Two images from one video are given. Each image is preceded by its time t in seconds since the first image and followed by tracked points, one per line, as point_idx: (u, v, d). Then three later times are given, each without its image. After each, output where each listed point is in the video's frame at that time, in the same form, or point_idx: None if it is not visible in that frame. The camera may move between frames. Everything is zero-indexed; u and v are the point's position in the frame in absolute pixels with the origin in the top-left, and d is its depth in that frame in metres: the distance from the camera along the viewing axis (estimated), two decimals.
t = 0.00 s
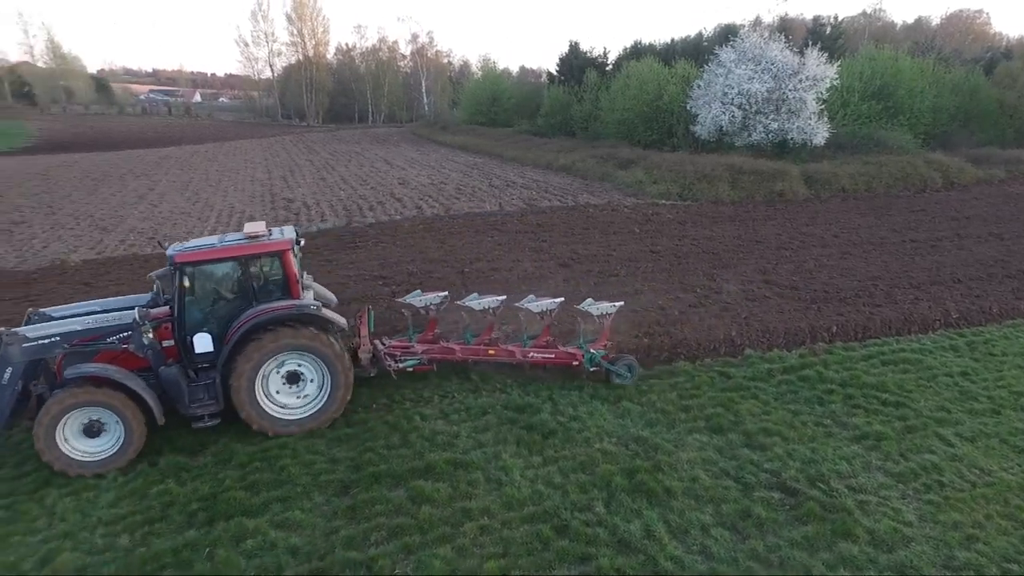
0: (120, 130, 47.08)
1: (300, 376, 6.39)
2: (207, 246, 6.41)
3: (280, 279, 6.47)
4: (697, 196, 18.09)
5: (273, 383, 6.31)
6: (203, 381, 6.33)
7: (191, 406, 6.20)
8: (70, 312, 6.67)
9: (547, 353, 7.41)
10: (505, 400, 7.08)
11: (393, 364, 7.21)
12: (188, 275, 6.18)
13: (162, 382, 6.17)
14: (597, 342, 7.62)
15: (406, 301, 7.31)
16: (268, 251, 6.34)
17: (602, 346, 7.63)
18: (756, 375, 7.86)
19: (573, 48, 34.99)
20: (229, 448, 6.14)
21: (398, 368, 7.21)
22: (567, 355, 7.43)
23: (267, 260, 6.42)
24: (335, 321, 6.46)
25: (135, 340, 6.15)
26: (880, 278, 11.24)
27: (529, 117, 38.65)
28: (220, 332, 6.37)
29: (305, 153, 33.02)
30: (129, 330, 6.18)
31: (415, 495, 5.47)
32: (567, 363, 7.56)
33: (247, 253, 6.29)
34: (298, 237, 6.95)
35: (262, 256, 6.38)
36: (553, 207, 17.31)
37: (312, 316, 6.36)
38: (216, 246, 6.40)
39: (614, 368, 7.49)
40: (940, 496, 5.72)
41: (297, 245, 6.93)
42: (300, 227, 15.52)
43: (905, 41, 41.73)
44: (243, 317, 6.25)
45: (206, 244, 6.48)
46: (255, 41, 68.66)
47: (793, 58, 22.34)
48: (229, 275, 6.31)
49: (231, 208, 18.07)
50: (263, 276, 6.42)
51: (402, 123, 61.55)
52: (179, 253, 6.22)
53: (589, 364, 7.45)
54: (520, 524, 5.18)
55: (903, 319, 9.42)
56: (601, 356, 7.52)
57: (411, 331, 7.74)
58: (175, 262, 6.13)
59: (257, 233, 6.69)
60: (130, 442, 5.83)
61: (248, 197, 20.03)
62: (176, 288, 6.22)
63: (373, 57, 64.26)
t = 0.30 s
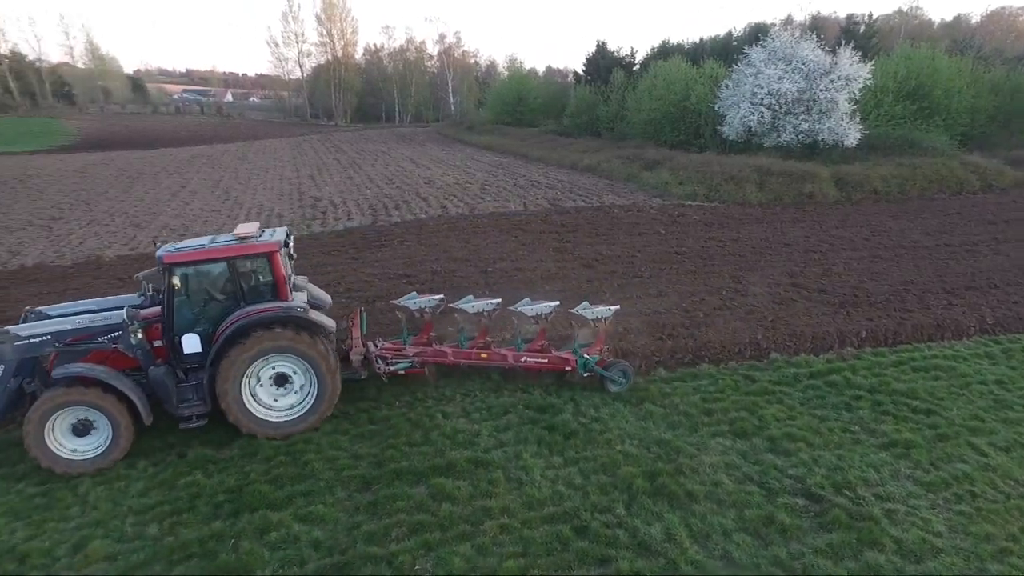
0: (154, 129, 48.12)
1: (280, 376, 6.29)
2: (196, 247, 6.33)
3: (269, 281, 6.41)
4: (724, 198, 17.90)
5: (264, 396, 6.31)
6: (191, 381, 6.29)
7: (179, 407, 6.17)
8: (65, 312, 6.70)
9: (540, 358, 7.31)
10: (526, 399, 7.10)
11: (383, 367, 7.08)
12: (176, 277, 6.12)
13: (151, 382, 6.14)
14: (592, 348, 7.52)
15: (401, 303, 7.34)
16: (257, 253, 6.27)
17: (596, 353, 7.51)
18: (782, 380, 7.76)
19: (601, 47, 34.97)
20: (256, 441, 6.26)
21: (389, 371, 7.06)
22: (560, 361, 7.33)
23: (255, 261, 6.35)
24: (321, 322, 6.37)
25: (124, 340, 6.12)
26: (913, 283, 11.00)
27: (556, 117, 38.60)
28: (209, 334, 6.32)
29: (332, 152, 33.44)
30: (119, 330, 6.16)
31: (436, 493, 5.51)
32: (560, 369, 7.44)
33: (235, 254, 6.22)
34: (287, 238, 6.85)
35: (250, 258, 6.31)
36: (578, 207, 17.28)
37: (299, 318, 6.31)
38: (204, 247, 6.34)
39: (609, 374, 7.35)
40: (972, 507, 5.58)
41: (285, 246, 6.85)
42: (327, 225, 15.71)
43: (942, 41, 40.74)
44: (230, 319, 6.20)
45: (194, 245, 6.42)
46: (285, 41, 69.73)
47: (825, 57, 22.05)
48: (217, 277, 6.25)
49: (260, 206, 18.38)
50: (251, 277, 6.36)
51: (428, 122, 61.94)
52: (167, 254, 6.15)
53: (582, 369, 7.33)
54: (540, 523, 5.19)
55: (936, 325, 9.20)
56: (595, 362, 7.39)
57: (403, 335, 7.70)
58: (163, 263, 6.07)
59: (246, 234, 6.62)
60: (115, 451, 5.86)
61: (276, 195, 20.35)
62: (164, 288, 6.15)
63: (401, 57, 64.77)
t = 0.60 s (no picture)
0: (185, 128, 49.02)
1: (259, 381, 6.27)
2: (183, 250, 6.35)
3: (254, 284, 6.40)
4: (749, 199, 17.68)
5: (263, 402, 6.35)
6: (179, 384, 6.34)
7: (167, 408, 6.23)
8: (60, 311, 6.79)
9: (531, 363, 7.14)
10: (547, 401, 7.10)
11: (373, 369, 6.97)
12: (161, 280, 6.15)
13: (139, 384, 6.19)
14: (585, 352, 7.25)
15: (391, 305, 7.15)
16: (241, 257, 6.26)
17: (588, 356, 7.25)
18: (807, 385, 7.65)
19: (626, 47, 34.85)
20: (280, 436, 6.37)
21: (378, 374, 6.98)
22: (551, 365, 7.13)
23: (240, 265, 6.35)
24: (303, 324, 6.34)
25: (114, 342, 6.21)
26: (945, 288, 10.76)
27: (580, 117, 38.51)
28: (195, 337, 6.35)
29: (358, 152, 33.78)
30: (109, 332, 6.24)
31: (456, 491, 5.54)
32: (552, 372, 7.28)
33: (220, 258, 6.23)
34: (275, 240, 6.84)
35: (236, 262, 6.30)
36: (601, 208, 17.22)
37: (283, 322, 6.27)
38: (190, 250, 6.36)
39: (602, 380, 7.16)
40: (1003, 518, 5.44)
41: (273, 248, 6.83)
42: (353, 224, 15.89)
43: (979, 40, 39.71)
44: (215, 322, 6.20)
45: (182, 248, 6.45)
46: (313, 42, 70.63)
47: (856, 57, 21.64)
48: (201, 280, 6.27)
49: (287, 205, 18.65)
50: (236, 280, 6.36)
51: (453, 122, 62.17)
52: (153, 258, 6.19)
53: (573, 375, 7.12)
54: (559, 525, 5.19)
55: (969, 332, 8.99)
56: (587, 367, 7.16)
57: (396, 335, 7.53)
58: (149, 267, 6.10)
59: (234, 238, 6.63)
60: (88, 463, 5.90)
61: (303, 194, 20.63)
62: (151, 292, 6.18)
63: (426, 58, 65.16)
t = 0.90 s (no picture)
0: (214, 127, 49.86)
1: (242, 386, 6.29)
2: (173, 252, 6.40)
3: (243, 286, 6.43)
4: (775, 202, 17.45)
5: (259, 401, 6.40)
6: (169, 384, 6.36)
7: (155, 408, 6.25)
8: (55, 310, 6.86)
9: (520, 366, 7.05)
10: (567, 402, 7.10)
11: (362, 372, 6.93)
12: (151, 281, 6.21)
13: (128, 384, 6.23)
14: (576, 357, 7.20)
15: (382, 306, 7.21)
16: (232, 258, 6.31)
17: (579, 362, 7.19)
18: (832, 391, 7.53)
19: (652, 47, 34.73)
20: (303, 432, 6.46)
21: (368, 376, 6.92)
22: (541, 370, 7.04)
23: (229, 267, 6.38)
24: (291, 325, 6.33)
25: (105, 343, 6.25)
26: (977, 293, 10.50)
27: (605, 117, 38.35)
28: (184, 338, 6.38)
29: (383, 152, 34.03)
30: (98, 332, 6.28)
31: (475, 490, 5.57)
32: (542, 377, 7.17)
33: (208, 259, 6.26)
34: (265, 242, 6.89)
35: (225, 263, 6.34)
36: (625, 209, 17.14)
37: (269, 323, 6.27)
38: (181, 251, 6.41)
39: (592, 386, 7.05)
40: None
41: (263, 250, 6.88)
42: (376, 223, 16.03)
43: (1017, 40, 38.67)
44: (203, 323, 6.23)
45: (173, 249, 6.50)
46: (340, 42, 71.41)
47: (888, 57, 21.23)
48: (190, 281, 6.31)
49: (313, 203, 18.88)
50: (225, 282, 6.39)
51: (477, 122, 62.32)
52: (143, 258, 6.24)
53: (563, 379, 7.03)
54: (578, 526, 5.18)
55: (1001, 339, 8.76)
56: (577, 372, 7.07)
57: (388, 339, 7.51)
58: (139, 267, 6.17)
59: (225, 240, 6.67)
60: (74, 463, 5.96)
61: (328, 193, 20.87)
62: (142, 292, 6.24)
63: (451, 58, 65.43)
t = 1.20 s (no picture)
0: (244, 127, 50.66)
1: (232, 393, 6.38)
2: (165, 252, 6.45)
3: (233, 287, 6.45)
4: (804, 204, 17.19)
5: (257, 394, 6.44)
6: (161, 383, 6.38)
7: (147, 407, 6.26)
8: (55, 310, 6.99)
9: (510, 369, 6.94)
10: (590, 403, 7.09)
11: (353, 373, 6.89)
12: (143, 281, 6.26)
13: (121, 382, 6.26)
14: (567, 360, 7.08)
15: (374, 308, 7.17)
16: (222, 259, 6.33)
17: (571, 365, 7.06)
18: (860, 397, 7.39)
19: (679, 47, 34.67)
20: (326, 428, 6.55)
21: (359, 377, 6.90)
22: (531, 373, 6.93)
23: (218, 268, 6.40)
24: (279, 326, 6.32)
25: (99, 341, 6.31)
26: (1014, 299, 10.22)
27: (631, 118, 38.14)
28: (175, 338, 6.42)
29: (409, 151, 34.27)
30: (93, 331, 6.36)
31: (496, 490, 5.59)
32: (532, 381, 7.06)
33: (198, 260, 6.29)
34: (256, 242, 6.89)
35: (215, 264, 6.37)
36: (650, 210, 17.03)
37: (258, 323, 6.28)
38: (172, 251, 6.45)
39: (582, 390, 6.92)
40: None
41: (254, 250, 6.89)
42: (402, 222, 16.15)
43: None
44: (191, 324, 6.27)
45: (166, 249, 6.55)
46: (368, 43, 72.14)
47: (923, 56, 20.78)
48: (180, 281, 6.35)
49: (339, 202, 19.09)
50: (214, 283, 6.41)
51: (502, 122, 62.44)
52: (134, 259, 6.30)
53: (553, 383, 6.91)
54: (598, 528, 5.16)
55: None
56: (568, 376, 6.95)
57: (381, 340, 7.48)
58: (130, 267, 6.22)
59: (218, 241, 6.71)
60: (68, 460, 6.03)
61: (355, 192, 21.08)
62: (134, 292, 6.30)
63: (477, 58, 65.69)
